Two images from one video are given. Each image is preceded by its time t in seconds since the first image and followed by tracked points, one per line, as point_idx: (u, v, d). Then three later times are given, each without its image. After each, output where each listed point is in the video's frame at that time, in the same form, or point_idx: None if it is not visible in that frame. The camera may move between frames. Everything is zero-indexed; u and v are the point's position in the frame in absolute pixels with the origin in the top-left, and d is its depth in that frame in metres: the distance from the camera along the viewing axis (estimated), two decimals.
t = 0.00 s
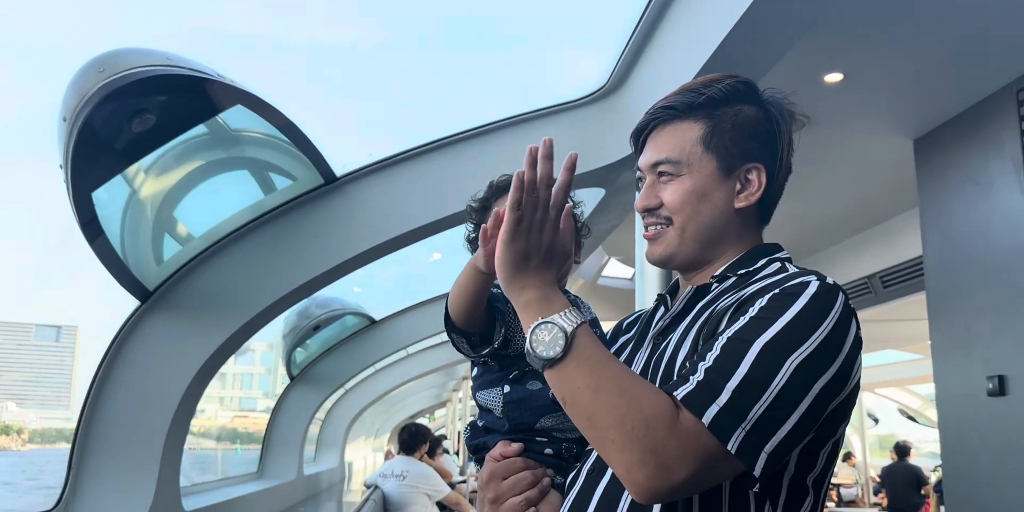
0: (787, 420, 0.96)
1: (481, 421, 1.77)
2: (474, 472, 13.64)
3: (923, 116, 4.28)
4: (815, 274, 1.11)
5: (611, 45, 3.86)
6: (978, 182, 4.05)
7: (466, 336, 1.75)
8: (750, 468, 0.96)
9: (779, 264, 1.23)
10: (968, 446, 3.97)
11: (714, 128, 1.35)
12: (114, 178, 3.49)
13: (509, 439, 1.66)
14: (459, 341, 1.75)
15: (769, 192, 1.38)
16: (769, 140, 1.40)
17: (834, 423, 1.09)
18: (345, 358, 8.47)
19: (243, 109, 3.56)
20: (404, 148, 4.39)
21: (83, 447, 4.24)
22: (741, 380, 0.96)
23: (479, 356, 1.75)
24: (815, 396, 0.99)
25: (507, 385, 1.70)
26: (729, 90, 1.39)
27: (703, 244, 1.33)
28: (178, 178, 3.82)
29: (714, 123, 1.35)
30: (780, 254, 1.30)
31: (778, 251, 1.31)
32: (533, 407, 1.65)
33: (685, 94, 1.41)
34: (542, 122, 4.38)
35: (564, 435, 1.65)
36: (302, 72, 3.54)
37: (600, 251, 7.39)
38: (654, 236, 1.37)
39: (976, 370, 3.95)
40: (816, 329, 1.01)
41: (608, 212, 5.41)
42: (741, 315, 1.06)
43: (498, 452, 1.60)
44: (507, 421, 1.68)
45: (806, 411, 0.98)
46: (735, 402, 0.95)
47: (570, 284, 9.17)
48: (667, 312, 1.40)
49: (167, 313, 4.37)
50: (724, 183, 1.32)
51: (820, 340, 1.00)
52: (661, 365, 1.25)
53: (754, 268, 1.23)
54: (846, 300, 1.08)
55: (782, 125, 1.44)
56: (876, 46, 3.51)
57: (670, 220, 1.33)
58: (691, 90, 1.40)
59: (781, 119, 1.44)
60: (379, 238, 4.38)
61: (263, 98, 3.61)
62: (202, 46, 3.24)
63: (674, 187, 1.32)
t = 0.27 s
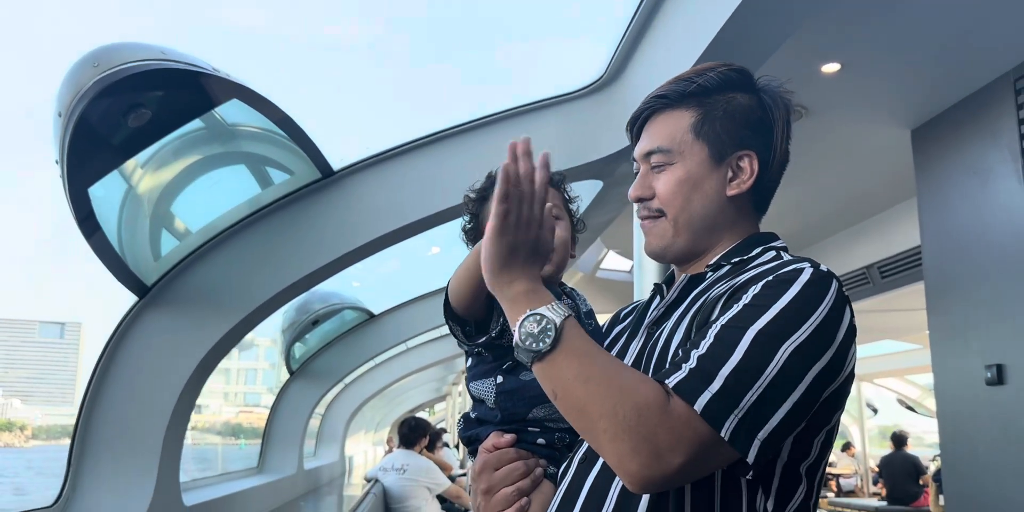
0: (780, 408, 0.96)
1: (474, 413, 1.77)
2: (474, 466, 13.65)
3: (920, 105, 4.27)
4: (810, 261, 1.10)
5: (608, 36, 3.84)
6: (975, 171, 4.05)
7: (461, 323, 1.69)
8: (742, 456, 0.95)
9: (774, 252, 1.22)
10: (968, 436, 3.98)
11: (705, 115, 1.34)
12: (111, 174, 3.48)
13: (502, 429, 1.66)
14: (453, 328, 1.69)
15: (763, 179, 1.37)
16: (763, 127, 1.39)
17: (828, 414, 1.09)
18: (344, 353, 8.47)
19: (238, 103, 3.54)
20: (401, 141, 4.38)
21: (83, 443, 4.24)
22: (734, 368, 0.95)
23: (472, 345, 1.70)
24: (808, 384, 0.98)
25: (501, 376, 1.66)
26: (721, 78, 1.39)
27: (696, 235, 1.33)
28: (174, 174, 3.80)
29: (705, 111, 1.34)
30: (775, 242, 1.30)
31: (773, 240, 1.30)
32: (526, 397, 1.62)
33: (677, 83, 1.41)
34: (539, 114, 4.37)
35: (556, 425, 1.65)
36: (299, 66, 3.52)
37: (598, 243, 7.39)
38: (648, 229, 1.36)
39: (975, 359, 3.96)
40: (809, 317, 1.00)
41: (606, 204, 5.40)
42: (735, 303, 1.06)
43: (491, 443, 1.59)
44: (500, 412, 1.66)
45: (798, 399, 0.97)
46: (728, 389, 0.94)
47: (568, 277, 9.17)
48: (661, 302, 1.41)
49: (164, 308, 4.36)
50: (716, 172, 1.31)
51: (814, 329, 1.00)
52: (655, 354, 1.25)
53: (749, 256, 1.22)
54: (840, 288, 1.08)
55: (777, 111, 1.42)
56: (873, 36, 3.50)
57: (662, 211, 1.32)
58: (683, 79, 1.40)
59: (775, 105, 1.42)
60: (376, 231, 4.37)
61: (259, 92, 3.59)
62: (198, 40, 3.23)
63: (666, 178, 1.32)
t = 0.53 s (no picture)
0: (763, 397, 0.95)
1: (474, 403, 1.76)
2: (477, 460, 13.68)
3: (920, 96, 4.27)
4: (803, 252, 1.09)
5: (608, 29, 3.83)
6: (976, 162, 4.04)
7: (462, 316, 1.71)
8: (724, 445, 0.95)
9: (773, 244, 1.22)
10: (969, 427, 3.99)
11: (693, 108, 1.35)
12: (110, 170, 3.48)
13: (500, 420, 1.65)
14: (454, 321, 1.71)
15: (756, 167, 1.35)
16: (756, 115, 1.36)
17: (820, 407, 1.07)
18: (345, 348, 8.48)
19: (238, 99, 3.53)
20: (400, 136, 4.37)
21: (85, 439, 4.25)
22: (716, 356, 0.95)
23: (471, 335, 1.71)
24: (795, 374, 0.97)
25: (499, 367, 1.66)
26: (713, 69, 1.38)
27: (689, 227, 1.33)
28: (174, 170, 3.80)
29: (694, 104, 1.35)
30: (775, 234, 1.29)
31: (770, 232, 1.29)
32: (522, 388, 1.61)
33: (669, 77, 1.42)
34: (539, 108, 4.36)
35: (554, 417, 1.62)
36: (298, 61, 3.52)
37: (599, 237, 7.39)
38: (645, 222, 1.38)
39: (976, 350, 3.96)
40: (798, 308, 0.99)
41: (607, 198, 5.40)
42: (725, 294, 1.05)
43: (488, 433, 1.60)
44: (497, 403, 1.66)
45: (784, 389, 0.96)
46: (709, 376, 0.93)
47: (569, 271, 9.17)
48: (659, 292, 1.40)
49: (165, 305, 4.36)
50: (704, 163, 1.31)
51: (802, 319, 0.99)
52: (649, 344, 1.25)
53: (746, 248, 1.22)
54: (834, 280, 1.07)
55: (772, 99, 1.39)
56: (873, 27, 3.50)
57: (655, 205, 1.34)
58: (675, 73, 1.41)
59: (770, 92, 1.40)
60: (375, 226, 4.36)
61: (259, 88, 3.58)
62: (197, 36, 3.22)
63: (658, 172, 1.33)
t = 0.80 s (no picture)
0: (750, 388, 0.92)
1: (477, 396, 1.77)
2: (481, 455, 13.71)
3: (923, 88, 4.25)
4: (794, 243, 1.06)
5: (609, 22, 3.82)
6: (979, 154, 4.03)
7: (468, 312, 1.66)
8: (709, 436, 0.92)
9: (769, 234, 1.21)
10: (974, 419, 3.98)
11: (707, 97, 1.34)
12: (113, 166, 3.47)
13: (501, 412, 1.66)
14: (461, 317, 1.67)
15: (766, 162, 1.34)
16: (768, 110, 1.37)
17: (816, 396, 1.04)
18: (349, 344, 8.49)
19: (241, 95, 3.53)
20: (402, 130, 4.36)
21: (90, 436, 4.25)
22: (702, 347, 0.92)
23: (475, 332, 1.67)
24: (786, 364, 0.95)
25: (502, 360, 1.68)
26: (726, 60, 1.38)
27: (695, 216, 1.32)
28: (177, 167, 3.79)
29: (707, 93, 1.34)
30: (774, 225, 1.28)
31: (769, 224, 1.28)
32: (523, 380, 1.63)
33: (681, 65, 1.42)
34: (541, 101, 4.35)
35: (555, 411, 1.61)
36: (299, 56, 3.51)
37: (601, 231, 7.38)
38: (649, 209, 1.37)
39: (980, 343, 3.95)
40: (788, 296, 0.97)
41: (610, 192, 5.39)
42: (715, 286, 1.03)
43: (489, 426, 1.59)
44: (498, 396, 1.68)
45: (773, 379, 0.94)
46: (693, 368, 0.91)
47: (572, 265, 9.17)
48: (657, 285, 1.40)
49: (168, 302, 4.35)
50: (715, 152, 1.31)
51: (792, 307, 0.96)
52: (644, 334, 1.25)
53: (744, 239, 1.21)
54: (828, 270, 1.04)
55: (784, 94, 1.40)
56: (877, 19, 3.48)
57: (661, 192, 1.33)
58: (687, 62, 1.40)
59: (783, 89, 1.40)
60: (378, 221, 4.36)
61: (261, 84, 3.57)
62: (199, 32, 3.22)
63: (666, 158, 1.33)
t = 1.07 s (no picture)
0: (748, 380, 0.91)
1: (481, 388, 1.77)
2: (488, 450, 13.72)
3: (930, 81, 4.23)
4: (794, 237, 1.06)
5: (615, 15, 3.82)
6: (987, 147, 4.01)
7: (476, 302, 1.64)
8: (707, 431, 0.91)
9: (772, 228, 1.20)
10: (982, 413, 3.97)
11: (725, 90, 1.33)
12: (120, 162, 3.48)
13: (504, 406, 1.67)
14: (468, 307, 1.64)
15: (778, 160, 1.35)
16: (782, 106, 1.38)
17: (814, 390, 1.03)
18: (356, 339, 8.50)
19: (248, 92, 3.53)
20: (407, 126, 4.36)
21: (99, 430, 4.27)
22: (701, 342, 0.91)
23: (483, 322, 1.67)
24: (785, 358, 0.94)
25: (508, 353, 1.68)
26: (744, 54, 1.37)
27: (706, 209, 1.32)
28: (183, 162, 3.80)
29: (726, 85, 1.33)
30: (778, 219, 1.27)
31: (773, 218, 1.27)
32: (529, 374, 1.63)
33: (698, 56, 1.40)
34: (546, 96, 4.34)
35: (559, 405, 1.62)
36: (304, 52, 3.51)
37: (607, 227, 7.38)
38: (658, 198, 1.36)
39: (988, 337, 3.94)
40: (787, 291, 0.96)
41: (616, 187, 5.39)
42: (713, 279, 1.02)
43: (492, 420, 1.61)
44: (503, 389, 1.68)
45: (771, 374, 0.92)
46: (690, 363, 0.90)
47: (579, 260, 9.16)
48: (659, 280, 1.39)
49: (175, 297, 4.37)
50: (731, 147, 1.31)
51: (791, 301, 0.95)
52: (644, 328, 1.24)
53: (745, 233, 1.20)
54: (828, 264, 1.03)
55: (796, 91, 1.41)
56: (883, 11, 3.46)
57: (674, 183, 1.32)
58: (706, 52, 1.39)
59: (796, 89, 1.41)
60: (383, 217, 4.37)
61: (267, 80, 3.58)
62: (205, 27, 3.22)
63: (682, 148, 1.32)
